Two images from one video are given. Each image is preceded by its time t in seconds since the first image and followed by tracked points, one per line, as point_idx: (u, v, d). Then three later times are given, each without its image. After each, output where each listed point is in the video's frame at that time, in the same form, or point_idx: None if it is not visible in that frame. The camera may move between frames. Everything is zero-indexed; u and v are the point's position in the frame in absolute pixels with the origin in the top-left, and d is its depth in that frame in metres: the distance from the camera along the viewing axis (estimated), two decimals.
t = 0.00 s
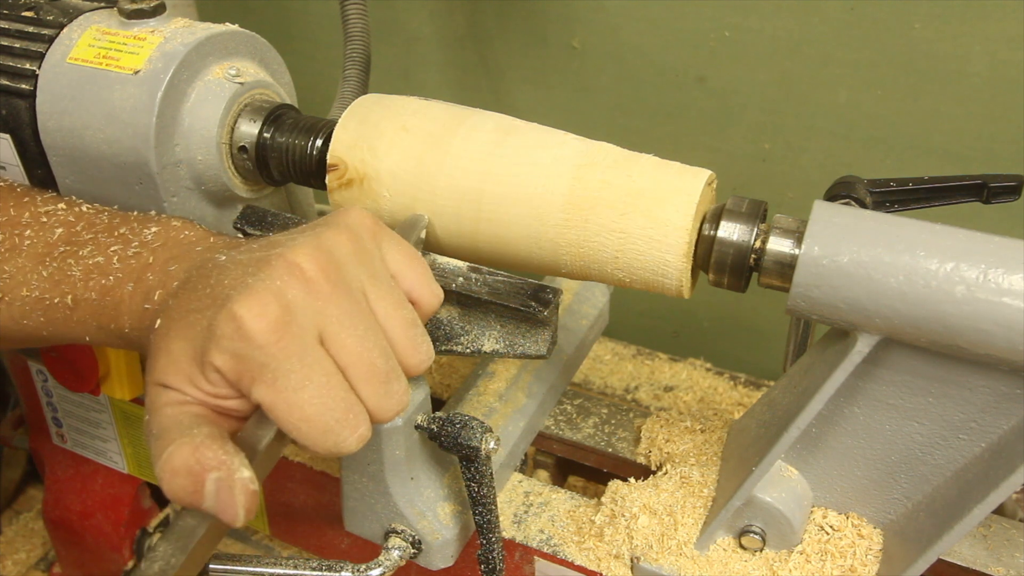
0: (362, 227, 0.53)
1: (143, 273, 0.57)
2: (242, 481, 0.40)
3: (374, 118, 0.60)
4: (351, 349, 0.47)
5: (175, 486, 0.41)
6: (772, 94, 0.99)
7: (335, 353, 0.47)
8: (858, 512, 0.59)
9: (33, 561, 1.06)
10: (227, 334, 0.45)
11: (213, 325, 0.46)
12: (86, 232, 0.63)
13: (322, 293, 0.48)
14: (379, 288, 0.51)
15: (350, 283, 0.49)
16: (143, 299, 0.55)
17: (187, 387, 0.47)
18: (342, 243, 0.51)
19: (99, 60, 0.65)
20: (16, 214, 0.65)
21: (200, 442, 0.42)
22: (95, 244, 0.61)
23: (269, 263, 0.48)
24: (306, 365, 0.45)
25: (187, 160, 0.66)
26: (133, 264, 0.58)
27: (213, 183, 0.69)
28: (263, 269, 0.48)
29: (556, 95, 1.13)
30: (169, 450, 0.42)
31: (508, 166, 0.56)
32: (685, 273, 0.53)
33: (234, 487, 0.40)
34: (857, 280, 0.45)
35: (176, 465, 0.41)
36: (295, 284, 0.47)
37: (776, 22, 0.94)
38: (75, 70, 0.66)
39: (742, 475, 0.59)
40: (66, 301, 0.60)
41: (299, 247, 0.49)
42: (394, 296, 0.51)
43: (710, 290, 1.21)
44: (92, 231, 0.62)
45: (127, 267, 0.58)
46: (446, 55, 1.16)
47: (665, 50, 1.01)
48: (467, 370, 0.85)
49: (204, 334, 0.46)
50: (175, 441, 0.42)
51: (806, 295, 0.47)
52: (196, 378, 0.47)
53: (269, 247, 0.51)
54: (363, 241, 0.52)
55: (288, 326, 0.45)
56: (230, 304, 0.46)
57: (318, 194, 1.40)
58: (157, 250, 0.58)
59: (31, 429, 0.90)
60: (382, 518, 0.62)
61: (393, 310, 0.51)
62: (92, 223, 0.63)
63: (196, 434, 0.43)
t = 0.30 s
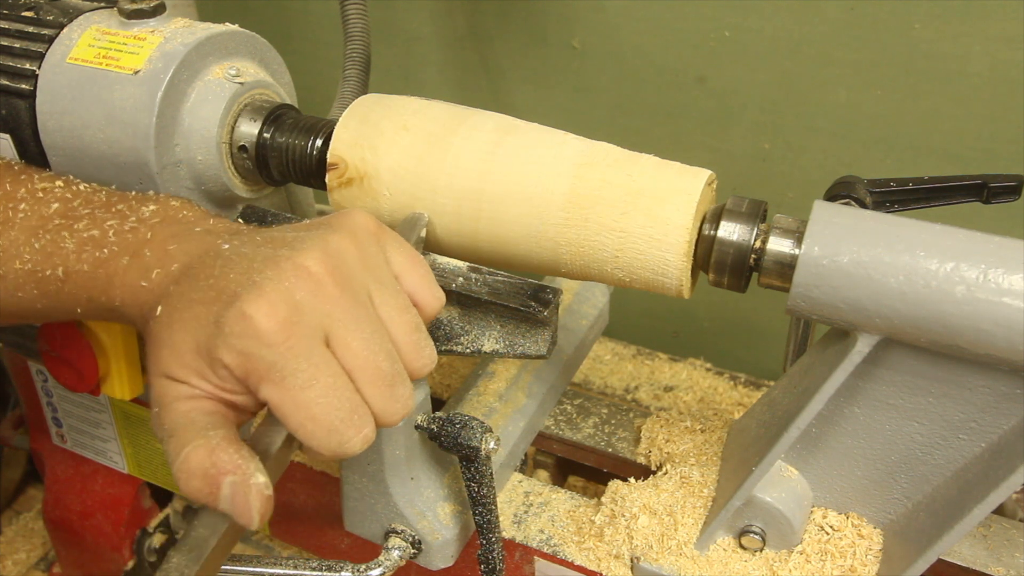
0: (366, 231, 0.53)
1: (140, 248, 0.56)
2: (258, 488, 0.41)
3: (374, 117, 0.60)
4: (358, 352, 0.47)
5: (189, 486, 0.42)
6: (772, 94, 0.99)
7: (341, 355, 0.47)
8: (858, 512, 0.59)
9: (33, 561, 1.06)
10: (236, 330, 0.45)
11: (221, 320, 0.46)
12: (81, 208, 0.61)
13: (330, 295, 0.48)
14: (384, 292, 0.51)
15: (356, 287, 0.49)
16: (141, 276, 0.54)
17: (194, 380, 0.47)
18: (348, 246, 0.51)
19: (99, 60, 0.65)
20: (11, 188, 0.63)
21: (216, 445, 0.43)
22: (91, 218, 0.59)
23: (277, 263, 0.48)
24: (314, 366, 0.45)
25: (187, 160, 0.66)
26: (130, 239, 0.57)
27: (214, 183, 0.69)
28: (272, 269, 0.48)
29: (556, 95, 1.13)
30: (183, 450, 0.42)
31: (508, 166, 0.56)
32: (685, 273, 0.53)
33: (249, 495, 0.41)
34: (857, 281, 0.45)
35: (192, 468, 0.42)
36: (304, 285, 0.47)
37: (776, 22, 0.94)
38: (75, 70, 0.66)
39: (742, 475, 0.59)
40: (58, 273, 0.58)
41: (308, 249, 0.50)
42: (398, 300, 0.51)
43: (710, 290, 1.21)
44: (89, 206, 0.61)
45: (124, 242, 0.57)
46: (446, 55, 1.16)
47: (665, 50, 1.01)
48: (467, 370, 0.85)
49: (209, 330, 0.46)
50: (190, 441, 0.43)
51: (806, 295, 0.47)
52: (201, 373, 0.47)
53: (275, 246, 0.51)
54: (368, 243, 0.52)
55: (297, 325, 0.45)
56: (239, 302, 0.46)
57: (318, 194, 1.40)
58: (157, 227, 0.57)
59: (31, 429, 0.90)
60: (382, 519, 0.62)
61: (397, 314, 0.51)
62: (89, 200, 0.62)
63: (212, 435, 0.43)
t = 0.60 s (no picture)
0: (369, 238, 0.53)
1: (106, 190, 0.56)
2: (287, 456, 0.56)
3: (374, 117, 0.60)
4: (344, 372, 0.52)
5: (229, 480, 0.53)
6: (772, 93, 0.99)
7: (328, 371, 0.52)
8: (858, 512, 0.59)
9: (33, 561, 1.06)
10: (244, 349, 0.48)
11: (229, 335, 0.48)
12: (39, 141, 0.57)
13: (338, 321, 0.50)
14: (378, 308, 0.54)
15: (358, 308, 0.52)
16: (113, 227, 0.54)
17: (182, 373, 0.51)
18: (355, 265, 0.52)
19: (99, 60, 0.65)
20: None
21: (245, 446, 0.53)
22: (49, 153, 0.56)
23: (286, 279, 0.50)
24: (308, 388, 0.51)
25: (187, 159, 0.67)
26: (92, 178, 0.56)
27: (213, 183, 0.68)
28: (281, 285, 0.49)
29: (556, 95, 1.13)
30: (216, 462, 0.52)
31: (509, 166, 0.56)
32: (685, 273, 0.53)
33: (285, 463, 0.56)
34: (857, 280, 0.45)
35: (233, 473, 0.53)
36: (315, 311, 0.49)
37: (776, 22, 0.94)
38: (75, 70, 0.66)
39: (742, 475, 0.59)
40: (16, 212, 0.57)
41: (318, 266, 0.50)
42: (389, 312, 0.54)
43: (710, 290, 1.21)
44: (46, 140, 0.57)
45: (86, 179, 0.56)
46: (446, 55, 1.16)
47: (665, 49, 1.01)
48: (466, 370, 0.85)
49: (214, 338, 0.49)
50: (217, 451, 0.52)
51: (806, 295, 0.47)
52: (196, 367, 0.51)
53: (280, 250, 0.51)
54: (370, 255, 0.53)
55: (302, 355, 0.49)
56: (254, 322, 0.48)
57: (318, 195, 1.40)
58: (122, 165, 0.56)
59: (31, 429, 0.90)
60: (382, 519, 0.62)
61: (385, 327, 0.54)
62: (47, 133, 0.58)
63: (232, 438, 0.53)
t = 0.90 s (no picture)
0: (361, 254, 0.52)
1: (128, 214, 0.57)
2: (277, 461, 0.55)
3: (374, 117, 0.60)
4: (330, 388, 0.52)
5: (215, 485, 0.53)
6: (772, 94, 0.99)
7: (314, 386, 0.52)
8: (858, 512, 0.59)
9: (33, 561, 1.06)
10: (222, 372, 0.48)
11: (209, 357, 0.49)
12: (68, 155, 0.61)
13: (317, 343, 0.50)
14: (365, 324, 0.53)
15: (342, 326, 0.51)
16: (131, 250, 0.55)
17: (172, 390, 0.52)
18: (340, 284, 0.51)
19: (99, 60, 0.65)
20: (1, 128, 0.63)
21: (229, 453, 0.53)
22: (79, 171, 0.60)
23: (268, 300, 0.49)
24: (290, 404, 0.51)
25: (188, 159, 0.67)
26: (118, 201, 0.58)
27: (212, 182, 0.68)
28: (261, 306, 0.49)
29: (555, 95, 1.13)
30: (197, 469, 0.52)
31: (508, 166, 0.56)
32: (685, 272, 0.53)
33: (275, 468, 0.55)
34: (857, 281, 0.45)
35: (216, 480, 0.53)
36: (292, 334, 0.49)
37: (776, 22, 0.94)
38: (76, 70, 0.66)
39: (742, 475, 0.59)
40: (50, 229, 0.60)
41: (302, 286, 0.50)
42: (378, 327, 0.54)
43: (710, 289, 1.21)
44: (76, 156, 0.60)
45: (111, 203, 0.58)
46: (446, 55, 1.16)
47: (665, 49, 1.01)
48: (467, 370, 0.85)
49: (197, 359, 0.49)
50: (199, 458, 0.52)
51: (806, 295, 0.47)
52: (182, 385, 0.51)
53: (269, 268, 0.51)
54: (360, 273, 0.52)
55: (279, 378, 0.49)
56: (230, 345, 0.48)
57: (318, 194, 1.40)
58: (144, 190, 0.57)
59: (31, 429, 0.90)
60: (382, 519, 0.62)
61: (373, 341, 0.54)
62: (76, 147, 0.61)
63: (216, 444, 0.53)
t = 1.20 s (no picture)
0: (360, 246, 0.52)
1: (129, 211, 0.56)
2: (276, 444, 0.55)
3: (374, 117, 0.60)
4: (327, 380, 0.53)
5: (215, 474, 0.53)
6: (772, 94, 0.99)
7: (311, 379, 0.52)
8: (858, 512, 0.59)
9: (33, 561, 1.06)
10: (219, 365, 0.48)
11: (206, 350, 0.48)
12: (69, 153, 0.61)
13: (315, 335, 0.50)
14: (362, 316, 0.53)
15: (339, 319, 0.51)
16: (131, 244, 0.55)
17: (168, 382, 0.52)
18: (337, 277, 0.51)
19: (99, 60, 0.65)
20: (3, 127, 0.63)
21: (229, 439, 0.53)
22: (81, 169, 0.60)
23: (265, 293, 0.49)
24: (287, 396, 0.51)
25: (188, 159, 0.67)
26: (119, 198, 0.58)
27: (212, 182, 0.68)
28: (258, 299, 0.49)
29: (556, 95, 1.13)
30: (197, 458, 0.52)
31: (508, 166, 0.56)
32: (685, 273, 0.53)
33: (274, 450, 0.55)
34: (857, 280, 0.45)
35: (215, 468, 0.53)
36: (290, 327, 0.49)
37: (776, 22, 0.94)
38: (76, 70, 0.66)
39: (742, 475, 0.59)
40: (51, 226, 0.60)
41: (300, 278, 0.50)
42: (375, 319, 0.54)
43: (710, 289, 1.21)
44: (77, 154, 0.60)
45: (112, 200, 0.58)
46: (446, 55, 1.16)
47: (664, 49, 1.01)
48: (467, 370, 0.85)
49: (194, 352, 0.49)
50: (199, 446, 0.52)
51: (807, 296, 0.47)
52: (179, 379, 0.51)
53: (267, 261, 0.51)
54: (358, 265, 0.52)
55: (276, 370, 0.49)
56: (227, 338, 0.48)
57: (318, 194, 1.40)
58: (145, 187, 0.57)
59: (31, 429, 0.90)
60: (382, 518, 0.62)
61: (370, 333, 0.54)
62: (77, 145, 0.61)
63: (215, 431, 0.53)
